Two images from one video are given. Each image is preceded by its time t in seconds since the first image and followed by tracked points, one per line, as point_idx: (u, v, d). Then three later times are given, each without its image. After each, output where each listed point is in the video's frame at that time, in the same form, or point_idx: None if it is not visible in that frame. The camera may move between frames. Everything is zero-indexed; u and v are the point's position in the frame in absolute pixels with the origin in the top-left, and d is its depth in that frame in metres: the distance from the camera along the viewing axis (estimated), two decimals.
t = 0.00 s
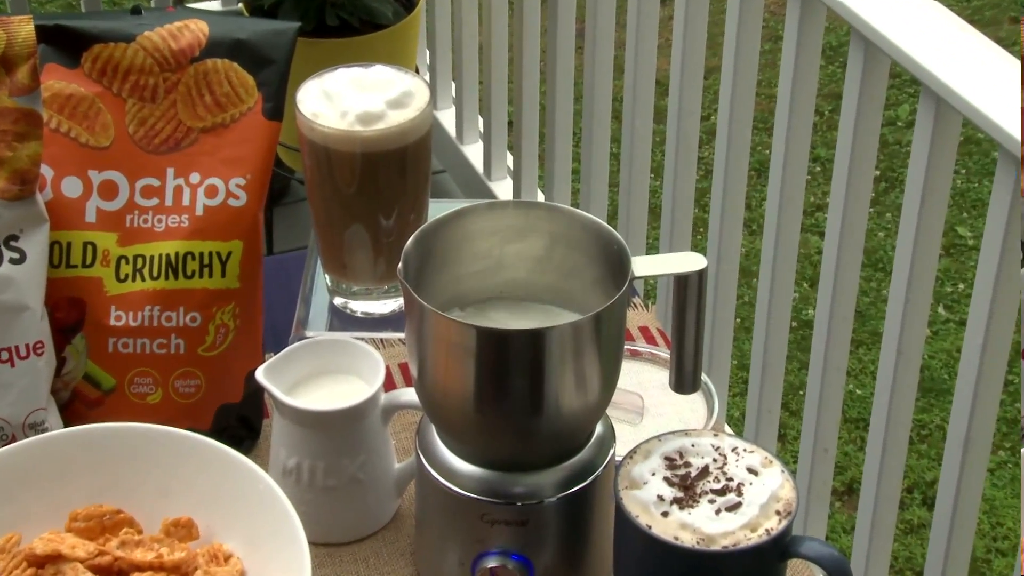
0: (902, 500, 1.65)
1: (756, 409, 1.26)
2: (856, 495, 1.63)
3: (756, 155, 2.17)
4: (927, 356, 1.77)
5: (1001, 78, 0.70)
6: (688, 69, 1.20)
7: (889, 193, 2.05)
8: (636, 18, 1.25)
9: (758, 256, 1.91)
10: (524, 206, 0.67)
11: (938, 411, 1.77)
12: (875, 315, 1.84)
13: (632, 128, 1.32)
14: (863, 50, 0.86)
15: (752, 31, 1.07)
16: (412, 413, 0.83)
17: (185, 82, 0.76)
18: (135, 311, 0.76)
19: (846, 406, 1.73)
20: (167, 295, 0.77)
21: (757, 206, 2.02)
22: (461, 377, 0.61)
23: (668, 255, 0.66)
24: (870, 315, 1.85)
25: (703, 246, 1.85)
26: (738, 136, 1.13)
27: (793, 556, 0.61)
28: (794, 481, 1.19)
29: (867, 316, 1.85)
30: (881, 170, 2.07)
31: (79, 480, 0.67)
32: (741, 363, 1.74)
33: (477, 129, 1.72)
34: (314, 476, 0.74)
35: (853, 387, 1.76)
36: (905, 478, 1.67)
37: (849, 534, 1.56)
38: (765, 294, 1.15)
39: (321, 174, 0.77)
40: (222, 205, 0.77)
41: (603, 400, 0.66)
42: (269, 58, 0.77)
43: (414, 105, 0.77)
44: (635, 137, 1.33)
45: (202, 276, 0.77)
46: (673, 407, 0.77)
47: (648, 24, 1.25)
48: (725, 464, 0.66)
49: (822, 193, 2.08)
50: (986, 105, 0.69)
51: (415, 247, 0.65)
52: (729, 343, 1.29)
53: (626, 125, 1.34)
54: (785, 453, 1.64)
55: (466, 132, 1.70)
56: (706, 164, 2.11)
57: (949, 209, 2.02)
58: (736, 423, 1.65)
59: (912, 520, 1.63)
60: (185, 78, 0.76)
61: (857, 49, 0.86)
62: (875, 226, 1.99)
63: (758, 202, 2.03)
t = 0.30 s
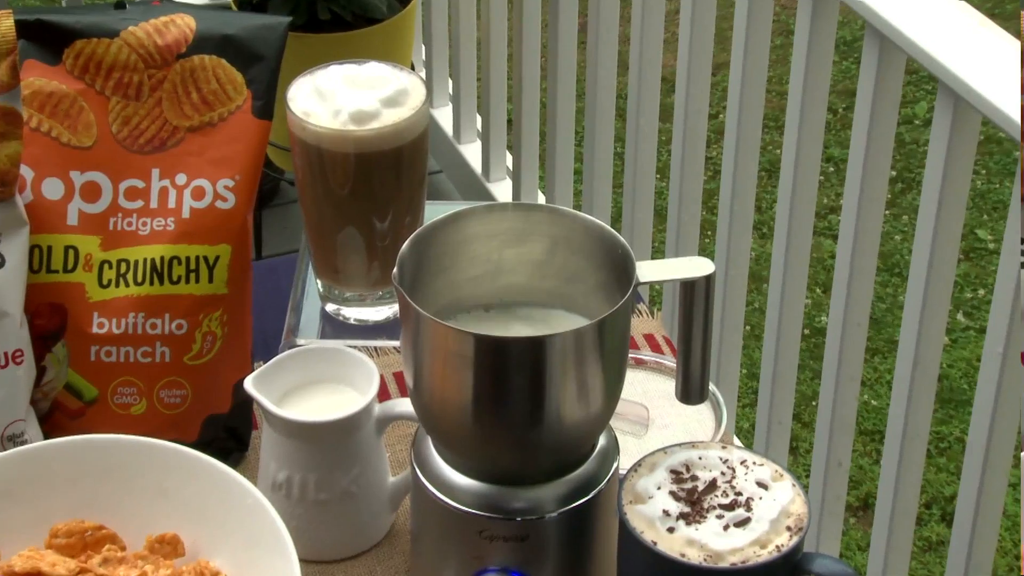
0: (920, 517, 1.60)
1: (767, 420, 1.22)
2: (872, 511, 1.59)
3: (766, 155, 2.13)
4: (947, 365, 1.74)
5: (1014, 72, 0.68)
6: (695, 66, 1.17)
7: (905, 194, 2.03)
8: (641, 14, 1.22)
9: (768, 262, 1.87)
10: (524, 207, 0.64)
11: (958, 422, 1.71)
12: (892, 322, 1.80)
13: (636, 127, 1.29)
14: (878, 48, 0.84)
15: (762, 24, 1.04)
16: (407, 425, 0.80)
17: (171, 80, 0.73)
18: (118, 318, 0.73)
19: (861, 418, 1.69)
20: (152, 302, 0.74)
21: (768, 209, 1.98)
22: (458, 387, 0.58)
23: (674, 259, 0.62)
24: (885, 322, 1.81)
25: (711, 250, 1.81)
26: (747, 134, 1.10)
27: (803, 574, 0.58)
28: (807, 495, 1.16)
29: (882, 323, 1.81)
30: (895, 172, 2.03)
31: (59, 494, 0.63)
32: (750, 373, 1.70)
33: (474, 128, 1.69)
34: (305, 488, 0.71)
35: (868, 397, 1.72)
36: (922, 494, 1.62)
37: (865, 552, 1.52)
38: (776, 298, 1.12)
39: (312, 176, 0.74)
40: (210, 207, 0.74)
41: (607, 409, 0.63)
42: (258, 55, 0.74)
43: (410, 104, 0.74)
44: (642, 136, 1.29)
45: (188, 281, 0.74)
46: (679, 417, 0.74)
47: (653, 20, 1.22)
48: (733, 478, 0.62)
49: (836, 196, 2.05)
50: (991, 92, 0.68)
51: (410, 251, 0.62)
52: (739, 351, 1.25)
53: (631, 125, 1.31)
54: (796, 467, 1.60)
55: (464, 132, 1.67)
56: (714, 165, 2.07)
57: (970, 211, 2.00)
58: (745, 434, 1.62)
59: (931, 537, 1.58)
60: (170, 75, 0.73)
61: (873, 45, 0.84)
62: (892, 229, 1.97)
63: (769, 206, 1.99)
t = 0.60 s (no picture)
0: (941, 535, 1.56)
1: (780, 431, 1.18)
2: (889, 529, 1.54)
3: (777, 153, 2.09)
4: (969, 376, 1.70)
5: None
6: (703, 62, 1.13)
7: (923, 195, 1.98)
8: (646, 6, 1.19)
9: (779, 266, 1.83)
10: (524, 209, 0.60)
11: (978, 436, 1.67)
12: (909, 330, 1.76)
13: (642, 125, 1.25)
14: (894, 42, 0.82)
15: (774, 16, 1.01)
16: (401, 438, 0.76)
17: (154, 76, 0.70)
18: (98, 326, 0.70)
19: (877, 431, 1.65)
20: (133, 309, 0.70)
21: (779, 212, 1.94)
22: (454, 398, 0.55)
23: (679, 266, 0.59)
24: (903, 329, 1.77)
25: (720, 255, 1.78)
26: (756, 132, 1.07)
27: None
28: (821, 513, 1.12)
29: (899, 330, 1.77)
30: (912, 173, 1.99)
31: (35, 513, 0.58)
32: (761, 383, 1.66)
33: (471, 126, 1.65)
34: (294, 503, 0.68)
35: (885, 409, 1.68)
36: (943, 510, 1.58)
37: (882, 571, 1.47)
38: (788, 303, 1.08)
39: (301, 177, 0.70)
40: (194, 210, 0.70)
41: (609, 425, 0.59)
42: (245, 50, 0.71)
43: (403, 101, 0.70)
44: (649, 135, 1.26)
45: (171, 287, 0.71)
46: (685, 429, 0.70)
47: (659, 15, 1.19)
48: (742, 493, 0.59)
49: (851, 197, 2.00)
50: (993, 74, 0.67)
51: (404, 256, 0.58)
52: (749, 359, 1.22)
53: (637, 123, 1.27)
54: (809, 481, 1.56)
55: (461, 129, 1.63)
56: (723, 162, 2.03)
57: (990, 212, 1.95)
58: (756, 447, 1.58)
59: (951, 556, 1.53)
60: (153, 71, 0.70)
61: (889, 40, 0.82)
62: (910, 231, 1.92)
63: (780, 208, 1.95)
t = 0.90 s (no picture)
0: (965, 555, 1.51)
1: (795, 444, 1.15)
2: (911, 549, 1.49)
3: (790, 155, 2.05)
4: (995, 388, 1.65)
5: None
6: (714, 58, 1.10)
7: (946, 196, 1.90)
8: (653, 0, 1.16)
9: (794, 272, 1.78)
10: (524, 211, 0.57)
11: (1005, 450, 1.63)
12: (931, 339, 1.71)
13: (649, 123, 1.22)
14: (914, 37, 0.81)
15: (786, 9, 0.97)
16: (396, 452, 0.72)
17: (137, 71, 0.66)
18: (78, 334, 0.67)
19: (898, 446, 1.61)
20: (115, 316, 0.67)
21: (792, 214, 1.90)
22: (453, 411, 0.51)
23: (688, 270, 0.55)
24: (924, 338, 1.72)
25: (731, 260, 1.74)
26: (769, 130, 1.04)
27: None
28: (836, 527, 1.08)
29: (920, 339, 1.72)
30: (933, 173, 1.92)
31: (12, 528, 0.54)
32: (775, 395, 1.62)
33: (469, 125, 1.61)
34: (283, 521, 0.64)
35: (905, 422, 1.64)
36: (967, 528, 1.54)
37: None
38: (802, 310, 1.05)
39: (292, 177, 0.67)
40: (178, 212, 0.67)
41: (612, 438, 0.55)
42: (233, 45, 0.68)
43: (399, 99, 0.67)
44: (657, 133, 1.23)
45: (155, 293, 0.67)
46: (695, 443, 0.67)
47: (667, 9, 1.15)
48: (754, 509, 0.55)
49: (869, 198, 1.93)
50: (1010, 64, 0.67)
51: (399, 261, 0.55)
52: (762, 370, 1.18)
53: (644, 121, 1.24)
54: (825, 497, 1.51)
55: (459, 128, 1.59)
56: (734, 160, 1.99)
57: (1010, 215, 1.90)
58: (769, 462, 1.54)
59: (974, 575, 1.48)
60: (136, 66, 0.66)
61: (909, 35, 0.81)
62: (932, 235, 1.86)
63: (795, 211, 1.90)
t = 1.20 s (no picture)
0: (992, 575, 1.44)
1: (812, 459, 1.12)
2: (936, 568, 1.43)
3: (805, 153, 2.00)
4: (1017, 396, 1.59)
5: None
6: (725, 48, 1.06)
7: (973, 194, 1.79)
8: None
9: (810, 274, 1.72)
10: (524, 210, 0.54)
11: None
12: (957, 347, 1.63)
13: (657, 117, 1.19)
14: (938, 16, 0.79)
15: None
16: (389, 464, 0.69)
17: (116, 63, 0.63)
18: (54, 340, 0.63)
19: (921, 459, 1.54)
20: (93, 321, 0.64)
21: (809, 213, 1.83)
22: (448, 424, 0.47)
23: (699, 272, 0.51)
24: (949, 345, 1.64)
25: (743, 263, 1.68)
26: (784, 125, 1.00)
27: None
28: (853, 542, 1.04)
29: (944, 346, 1.64)
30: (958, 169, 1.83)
31: None
32: (791, 405, 1.57)
33: (467, 118, 1.56)
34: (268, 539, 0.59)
35: (928, 433, 1.57)
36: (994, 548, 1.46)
37: None
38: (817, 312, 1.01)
39: (280, 175, 0.64)
40: (160, 211, 0.64)
41: (619, 450, 0.51)
42: (218, 35, 0.64)
43: (393, 92, 0.64)
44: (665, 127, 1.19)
45: (136, 297, 0.64)
46: (705, 455, 0.64)
47: None
48: (767, 525, 0.51)
49: (891, 196, 1.82)
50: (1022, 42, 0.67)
51: (393, 262, 0.51)
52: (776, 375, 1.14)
53: (651, 115, 1.20)
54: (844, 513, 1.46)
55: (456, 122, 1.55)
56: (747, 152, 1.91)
57: None
58: (784, 476, 1.49)
59: None
60: (115, 58, 0.63)
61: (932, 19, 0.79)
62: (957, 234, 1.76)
63: (812, 212, 1.81)
